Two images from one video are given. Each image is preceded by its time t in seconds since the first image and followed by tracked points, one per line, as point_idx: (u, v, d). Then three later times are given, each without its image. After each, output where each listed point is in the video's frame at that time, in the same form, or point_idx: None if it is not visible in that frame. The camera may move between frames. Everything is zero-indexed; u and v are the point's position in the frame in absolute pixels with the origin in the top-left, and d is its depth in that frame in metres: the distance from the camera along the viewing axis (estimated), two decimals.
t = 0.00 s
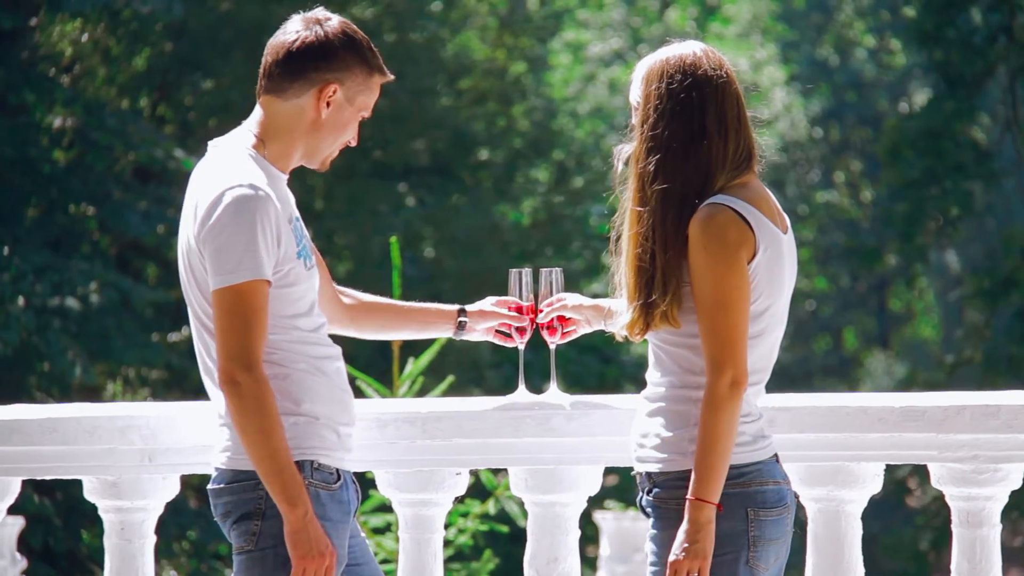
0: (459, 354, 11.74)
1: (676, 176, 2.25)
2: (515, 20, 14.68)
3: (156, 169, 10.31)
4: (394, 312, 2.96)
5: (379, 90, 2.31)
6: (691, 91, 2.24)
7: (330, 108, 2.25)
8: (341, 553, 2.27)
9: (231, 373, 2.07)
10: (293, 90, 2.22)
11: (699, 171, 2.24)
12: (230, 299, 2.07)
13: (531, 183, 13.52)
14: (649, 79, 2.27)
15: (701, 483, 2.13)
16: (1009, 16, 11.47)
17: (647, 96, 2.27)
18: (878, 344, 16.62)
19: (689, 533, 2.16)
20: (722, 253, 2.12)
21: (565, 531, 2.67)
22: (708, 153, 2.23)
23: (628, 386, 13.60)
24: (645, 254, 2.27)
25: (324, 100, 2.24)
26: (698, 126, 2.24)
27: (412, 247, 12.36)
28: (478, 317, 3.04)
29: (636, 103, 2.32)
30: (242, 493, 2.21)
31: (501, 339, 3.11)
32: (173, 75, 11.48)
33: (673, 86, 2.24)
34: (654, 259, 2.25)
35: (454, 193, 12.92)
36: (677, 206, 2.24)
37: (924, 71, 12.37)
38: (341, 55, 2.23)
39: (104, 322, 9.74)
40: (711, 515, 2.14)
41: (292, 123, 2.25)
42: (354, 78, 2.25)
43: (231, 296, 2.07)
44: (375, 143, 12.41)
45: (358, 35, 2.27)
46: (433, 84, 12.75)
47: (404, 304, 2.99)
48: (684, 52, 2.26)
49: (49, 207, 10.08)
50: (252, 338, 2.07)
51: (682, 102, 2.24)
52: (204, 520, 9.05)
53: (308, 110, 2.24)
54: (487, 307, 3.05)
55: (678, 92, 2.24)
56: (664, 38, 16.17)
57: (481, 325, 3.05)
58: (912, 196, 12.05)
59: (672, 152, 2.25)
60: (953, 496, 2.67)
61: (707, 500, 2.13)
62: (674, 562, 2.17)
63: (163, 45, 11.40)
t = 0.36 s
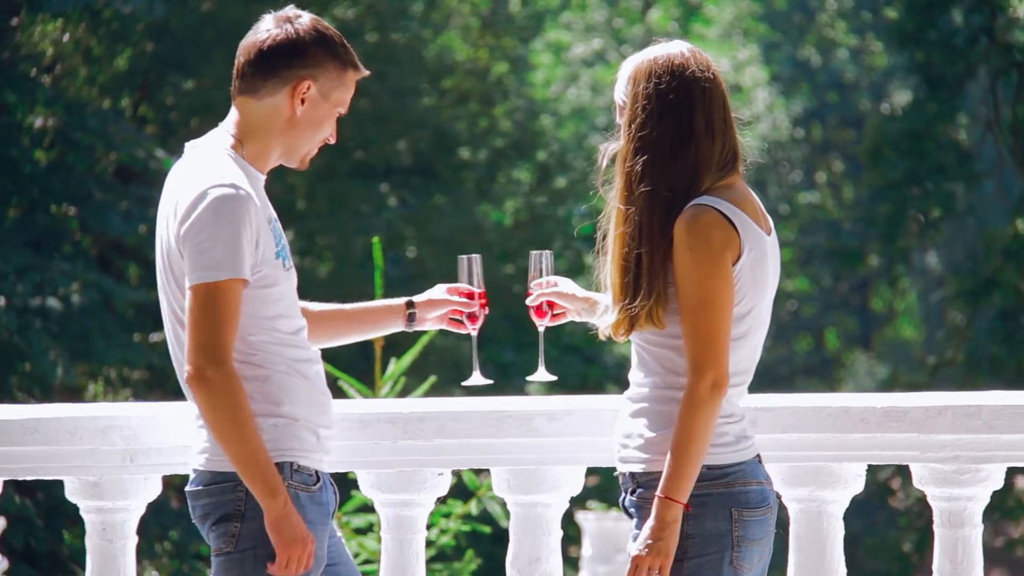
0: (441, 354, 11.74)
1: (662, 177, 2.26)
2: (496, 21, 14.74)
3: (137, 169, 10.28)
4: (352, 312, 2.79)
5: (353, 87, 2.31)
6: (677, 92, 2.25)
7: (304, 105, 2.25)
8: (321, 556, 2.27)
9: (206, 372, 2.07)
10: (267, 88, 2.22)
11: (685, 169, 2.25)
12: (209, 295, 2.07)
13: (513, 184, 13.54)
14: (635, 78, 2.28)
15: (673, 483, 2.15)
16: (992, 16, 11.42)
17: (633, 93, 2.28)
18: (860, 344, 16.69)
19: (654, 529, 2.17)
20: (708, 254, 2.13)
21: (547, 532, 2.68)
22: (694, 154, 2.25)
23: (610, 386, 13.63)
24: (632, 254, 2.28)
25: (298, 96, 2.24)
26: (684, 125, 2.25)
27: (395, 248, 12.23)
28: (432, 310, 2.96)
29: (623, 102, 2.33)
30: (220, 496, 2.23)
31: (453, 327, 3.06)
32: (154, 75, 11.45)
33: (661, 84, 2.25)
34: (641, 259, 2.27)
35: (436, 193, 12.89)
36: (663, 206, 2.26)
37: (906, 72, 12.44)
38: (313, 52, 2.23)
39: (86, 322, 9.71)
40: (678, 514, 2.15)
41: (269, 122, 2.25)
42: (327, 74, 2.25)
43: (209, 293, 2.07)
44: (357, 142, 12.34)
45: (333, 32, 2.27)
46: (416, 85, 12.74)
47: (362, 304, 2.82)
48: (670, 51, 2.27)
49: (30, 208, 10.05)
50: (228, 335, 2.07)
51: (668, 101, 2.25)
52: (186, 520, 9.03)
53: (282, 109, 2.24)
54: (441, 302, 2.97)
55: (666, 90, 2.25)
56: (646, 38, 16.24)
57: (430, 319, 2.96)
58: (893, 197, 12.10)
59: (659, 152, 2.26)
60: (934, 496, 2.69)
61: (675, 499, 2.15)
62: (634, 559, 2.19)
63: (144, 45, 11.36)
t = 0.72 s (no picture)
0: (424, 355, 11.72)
1: (659, 177, 2.27)
2: (479, 21, 14.71)
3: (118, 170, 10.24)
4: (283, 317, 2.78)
5: (323, 71, 2.31)
6: (672, 88, 2.26)
7: (266, 97, 2.27)
8: (303, 557, 2.28)
9: (163, 306, 2.05)
10: (228, 88, 2.26)
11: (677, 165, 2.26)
12: (188, 260, 2.07)
13: (496, 185, 13.55)
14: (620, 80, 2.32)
15: (665, 485, 2.16)
16: (971, 19, 11.17)
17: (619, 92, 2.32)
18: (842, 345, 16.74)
19: (647, 531, 2.18)
20: (695, 254, 2.16)
21: (529, 533, 2.69)
22: (686, 157, 2.26)
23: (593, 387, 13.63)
24: (624, 254, 2.29)
25: (257, 90, 2.27)
26: (679, 128, 2.26)
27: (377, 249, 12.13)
28: (370, 304, 2.94)
29: (613, 102, 2.35)
30: (201, 497, 2.24)
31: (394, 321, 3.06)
32: (136, 76, 11.42)
33: (659, 81, 2.26)
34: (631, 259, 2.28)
35: (418, 193, 12.85)
36: (660, 205, 2.27)
37: (887, 73, 12.48)
38: (265, 46, 2.26)
39: (68, 323, 9.67)
40: (670, 516, 2.17)
41: (239, 121, 2.29)
42: (283, 63, 2.27)
43: (189, 258, 2.07)
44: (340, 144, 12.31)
45: (287, 23, 2.29)
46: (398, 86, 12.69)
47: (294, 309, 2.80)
48: (658, 51, 2.30)
49: (12, 209, 10.01)
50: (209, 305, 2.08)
51: (668, 103, 2.26)
52: (168, 521, 9.01)
53: (247, 106, 2.28)
54: (380, 294, 2.95)
55: (660, 85, 2.26)
56: (629, 40, 16.26)
57: (367, 314, 2.95)
58: (873, 199, 12.11)
59: (655, 153, 2.27)
60: (917, 497, 2.71)
61: (666, 502, 2.16)
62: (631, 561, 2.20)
63: (127, 46, 11.33)
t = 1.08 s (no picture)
0: (407, 359, 11.70)
1: (656, 180, 2.29)
2: (462, 25, 14.70)
3: (101, 173, 10.20)
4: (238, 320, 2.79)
5: (292, 73, 2.33)
6: (667, 91, 2.28)
7: (233, 102, 2.29)
8: (282, 561, 2.31)
9: (127, 310, 2.08)
10: (197, 94, 2.29)
11: (667, 166, 2.28)
12: (158, 264, 2.10)
13: (479, 188, 13.55)
14: (609, 81, 2.34)
15: (662, 490, 2.18)
16: (953, 22, 11.24)
17: (609, 91, 2.34)
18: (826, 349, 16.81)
19: (642, 536, 2.20)
20: (692, 257, 2.18)
21: (512, 537, 2.70)
22: (680, 162, 2.28)
23: (576, 391, 13.63)
24: (622, 258, 2.29)
25: (224, 95, 2.29)
26: (674, 133, 2.28)
27: (360, 252, 12.11)
28: (335, 306, 2.91)
29: (603, 106, 2.36)
30: (177, 501, 2.27)
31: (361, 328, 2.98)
32: (119, 80, 11.38)
33: (656, 83, 2.28)
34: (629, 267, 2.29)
35: (401, 196, 12.77)
36: (656, 210, 2.29)
37: (870, 78, 12.53)
38: (229, 51, 2.28)
39: (50, 327, 9.63)
40: (666, 522, 2.19)
41: (210, 127, 2.31)
42: (249, 67, 2.28)
43: (157, 262, 2.10)
44: (322, 147, 12.28)
45: (252, 26, 2.30)
46: (381, 89, 12.66)
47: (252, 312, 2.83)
48: (642, 54, 2.31)
49: None
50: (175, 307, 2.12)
51: (668, 108, 2.28)
52: (150, 525, 8.98)
53: (215, 112, 2.30)
54: (342, 295, 2.92)
55: (656, 84, 2.28)
56: (613, 43, 16.28)
57: (334, 319, 2.93)
58: (855, 203, 12.15)
59: (653, 157, 2.28)
60: (900, 500, 2.73)
61: (662, 507, 2.18)
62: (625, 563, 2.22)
63: (109, 50, 11.28)
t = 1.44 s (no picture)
0: (391, 363, 11.69)
1: (651, 181, 2.35)
2: (447, 28, 14.69)
3: (86, 176, 10.18)
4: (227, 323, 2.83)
5: (285, 95, 2.39)
6: (661, 95, 2.35)
7: (225, 111, 2.33)
8: (262, 563, 2.36)
9: (95, 318, 2.11)
10: (189, 96, 2.32)
11: (657, 169, 2.35)
12: (126, 271, 2.14)
13: (464, 192, 13.56)
14: (599, 83, 2.40)
15: (655, 493, 2.25)
16: (936, 26, 11.28)
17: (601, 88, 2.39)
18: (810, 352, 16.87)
19: (635, 538, 2.27)
20: (687, 259, 2.25)
21: (497, 540, 2.71)
22: (673, 165, 2.35)
23: (560, 395, 13.65)
24: (619, 261, 2.35)
25: (218, 104, 2.32)
26: (667, 135, 2.35)
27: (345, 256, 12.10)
28: (323, 307, 2.93)
29: (594, 108, 2.41)
30: (156, 506, 2.32)
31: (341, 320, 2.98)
32: (104, 83, 11.36)
33: (652, 86, 2.35)
34: (624, 272, 2.34)
35: (386, 201, 12.78)
36: (650, 213, 2.35)
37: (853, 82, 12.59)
38: (234, 60, 2.32)
39: (34, 330, 9.59)
40: (658, 525, 2.26)
41: (194, 132, 2.34)
42: (249, 82, 2.33)
43: (126, 270, 2.14)
44: (307, 151, 12.26)
45: (258, 41, 2.36)
46: (366, 92, 12.64)
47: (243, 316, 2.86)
48: (630, 59, 2.38)
49: None
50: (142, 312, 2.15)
51: (662, 113, 2.35)
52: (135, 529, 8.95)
53: (205, 117, 2.33)
54: (326, 292, 2.94)
55: (650, 87, 2.35)
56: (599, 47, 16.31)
57: (323, 319, 2.95)
58: (837, 207, 12.16)
59: (648, 160, 2.35)
60: (885, 503, 2.74)
61: (655, 509, 2.25)
62: (618, 565, 2.29)
63: (93, 53, 11.26)
